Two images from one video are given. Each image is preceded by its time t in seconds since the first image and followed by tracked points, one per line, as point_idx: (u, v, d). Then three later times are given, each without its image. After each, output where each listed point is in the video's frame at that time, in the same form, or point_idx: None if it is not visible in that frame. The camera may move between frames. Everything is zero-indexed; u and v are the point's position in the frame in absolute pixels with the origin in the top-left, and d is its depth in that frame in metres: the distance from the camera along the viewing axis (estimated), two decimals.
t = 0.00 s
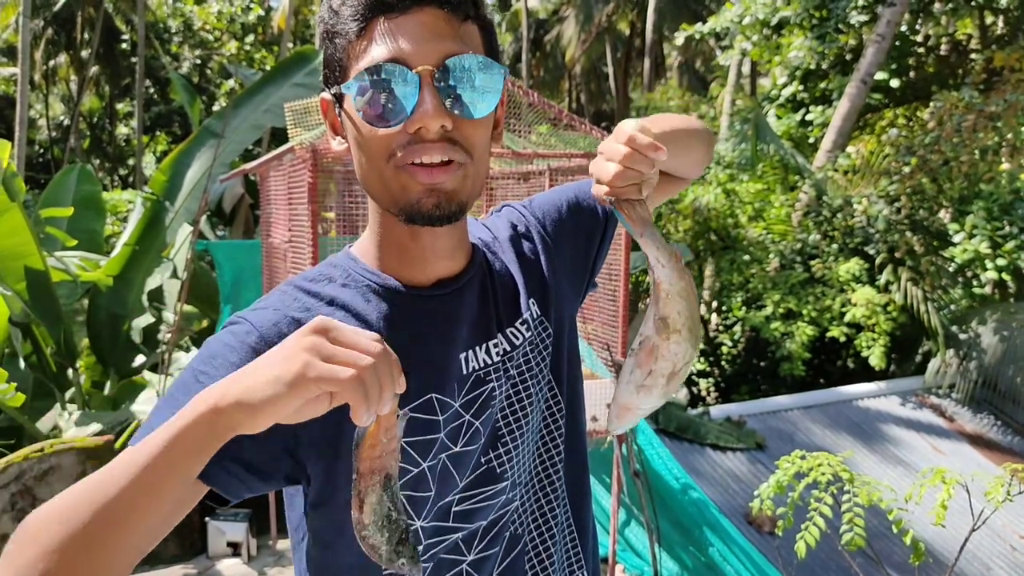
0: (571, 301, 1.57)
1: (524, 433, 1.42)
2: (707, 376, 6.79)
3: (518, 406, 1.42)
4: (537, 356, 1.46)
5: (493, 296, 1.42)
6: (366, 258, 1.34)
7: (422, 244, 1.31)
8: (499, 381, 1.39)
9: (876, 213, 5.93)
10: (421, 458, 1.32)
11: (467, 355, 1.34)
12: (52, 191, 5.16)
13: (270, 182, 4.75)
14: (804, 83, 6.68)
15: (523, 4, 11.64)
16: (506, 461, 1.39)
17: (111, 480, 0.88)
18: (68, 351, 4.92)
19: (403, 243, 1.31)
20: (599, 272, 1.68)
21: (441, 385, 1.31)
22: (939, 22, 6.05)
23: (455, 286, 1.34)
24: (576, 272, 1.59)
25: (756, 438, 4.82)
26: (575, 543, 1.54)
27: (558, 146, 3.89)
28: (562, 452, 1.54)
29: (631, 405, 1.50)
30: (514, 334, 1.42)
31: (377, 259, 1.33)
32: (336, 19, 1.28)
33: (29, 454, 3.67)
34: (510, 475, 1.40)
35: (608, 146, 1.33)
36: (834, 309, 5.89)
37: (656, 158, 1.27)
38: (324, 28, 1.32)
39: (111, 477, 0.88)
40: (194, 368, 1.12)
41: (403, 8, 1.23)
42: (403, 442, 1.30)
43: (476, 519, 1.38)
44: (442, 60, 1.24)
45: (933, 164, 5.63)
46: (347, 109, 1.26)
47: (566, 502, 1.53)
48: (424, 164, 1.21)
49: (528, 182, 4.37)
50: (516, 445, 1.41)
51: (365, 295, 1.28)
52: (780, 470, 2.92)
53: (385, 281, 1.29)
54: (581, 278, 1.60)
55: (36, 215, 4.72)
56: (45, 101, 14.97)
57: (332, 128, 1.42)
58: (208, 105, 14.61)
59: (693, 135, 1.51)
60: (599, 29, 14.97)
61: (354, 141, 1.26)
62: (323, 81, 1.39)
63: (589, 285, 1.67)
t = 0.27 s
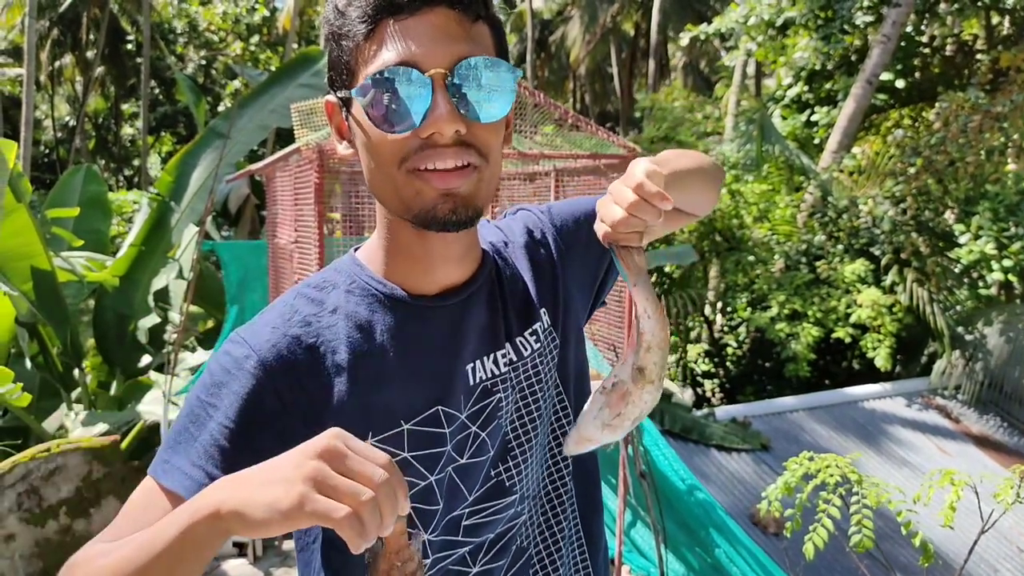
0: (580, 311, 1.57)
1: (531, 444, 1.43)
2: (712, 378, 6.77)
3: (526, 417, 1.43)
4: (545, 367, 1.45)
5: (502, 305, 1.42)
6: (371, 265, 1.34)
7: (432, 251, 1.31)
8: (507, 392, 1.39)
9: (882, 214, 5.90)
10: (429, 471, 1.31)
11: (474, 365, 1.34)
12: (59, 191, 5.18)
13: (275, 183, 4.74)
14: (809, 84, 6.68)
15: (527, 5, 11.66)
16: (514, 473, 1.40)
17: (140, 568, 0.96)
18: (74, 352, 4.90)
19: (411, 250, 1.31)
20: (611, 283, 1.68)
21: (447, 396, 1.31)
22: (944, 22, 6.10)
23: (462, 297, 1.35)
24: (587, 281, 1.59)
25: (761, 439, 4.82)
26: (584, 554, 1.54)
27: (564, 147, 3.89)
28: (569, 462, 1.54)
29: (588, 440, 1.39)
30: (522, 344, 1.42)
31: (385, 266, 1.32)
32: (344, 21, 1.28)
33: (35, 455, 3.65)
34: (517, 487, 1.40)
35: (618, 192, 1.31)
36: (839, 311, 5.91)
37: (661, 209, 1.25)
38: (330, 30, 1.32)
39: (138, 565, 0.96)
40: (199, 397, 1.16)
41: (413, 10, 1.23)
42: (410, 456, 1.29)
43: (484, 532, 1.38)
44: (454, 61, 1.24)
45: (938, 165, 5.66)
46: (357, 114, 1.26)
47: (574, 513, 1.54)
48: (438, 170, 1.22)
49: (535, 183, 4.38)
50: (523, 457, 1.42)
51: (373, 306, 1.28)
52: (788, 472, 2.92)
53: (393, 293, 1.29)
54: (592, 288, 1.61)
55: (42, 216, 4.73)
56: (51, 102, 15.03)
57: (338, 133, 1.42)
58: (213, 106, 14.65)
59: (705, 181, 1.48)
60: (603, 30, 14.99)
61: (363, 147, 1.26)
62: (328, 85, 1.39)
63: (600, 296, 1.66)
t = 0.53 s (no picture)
0: (586, 310, 1.57)
1: (540, 444, 1.43)
2: (715, 379, 6.79)
3: (534, 416, 1.43)
4: (552, 366, 1.45)
5: (508, 303, 1.42)
6: (378, 265, 1.34)
7: (442, 249, 1.31)
8: (514, 392, 1.39)
9: (886, 215, 5.91)
10: (438, 472, 1.31)
11: (482, 365, 1.34)
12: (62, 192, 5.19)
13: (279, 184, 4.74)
14: (813, 85, 6.66)
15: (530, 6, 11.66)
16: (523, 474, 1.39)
17: (125, 564, 0.92)
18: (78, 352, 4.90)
19: (422, 249, 1.31)
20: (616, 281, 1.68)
21: (455, 397, 1.31)
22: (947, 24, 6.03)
23: (469, 294, 1.35)
24: (592, 280, 1.59)
25: (765, 441, 4.81)
26: (596, 557, 1.53)
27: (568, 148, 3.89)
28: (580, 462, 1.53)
29: (634, 406, 1.46)
30: (529, 343, 1.42)
31: (392, 266, 1.32)
32: (356, 17, 1.27)
33: (39, 456, 3.64)
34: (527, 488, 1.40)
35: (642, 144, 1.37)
36: (842, 311, 5.97)
37: (690, 155, 1.32)
38: (340, 27, 1.32)
39: (127, 558, 0.92)
40: (204, 395, 1.16)
41: (428, 5, 1.23)
42: (418, 456, 1.29)
43: (494, 535, 1.37)
44: (470, 55, 1.25)
45: (942, 165, 5.62)
46: (368, 111, 1.26)
47: (586, 514, 1.53)
48: (454, 166, 1.22)
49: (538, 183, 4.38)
50: (532, 457, 1.41)
51: (380, 305, 1.28)
52: (794, 475, 2.91)
53: (400, 292, 1.29)
54: (596, 285, 1.61)
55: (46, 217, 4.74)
56: (54, 104, 15.06)
57: (344, 132, 1.40)
58: (216, 108, 14.67)
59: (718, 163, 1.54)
60: (606, 31, 15.00)
61: (375, 144, 1.26)
62: (336, 82, 1.38)
63: (605, 294, 1.67)
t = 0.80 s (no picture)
0: (591, 319, 1.56)
1: (547, 455, 1.42)
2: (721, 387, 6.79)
3: (540, 427, 1.42)
4: (557, 375, 1.44)
5: (511, 313, 1.42)
6: (379, 276, 1.34)
7: (442, 264, 1.30)
8: (519, 403, 1.38)
9: (893, 223, 5.88)
10: (442, 485, 1.31)
11: (485, 376, 1.34)
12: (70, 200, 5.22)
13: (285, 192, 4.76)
14: (819, 92, 6.64)
15: (535, 14, 11.70)
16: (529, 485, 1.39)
17: None
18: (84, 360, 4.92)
19: (421, 260, 1.30)
20: (622, 287, 1.67)
21: (459, 408, 1.30)
22: (954, 30, 6.10)
23: (472, 306, 1.34)
24: (596, 288, 1.59)
25: (771, 450, 4.78)
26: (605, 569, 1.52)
27: (573, 155, 3.88)
28: (587, 471, 1.52)
29: (713, 380, 1.47)
30: (533, 354, 1.41)
31: (393, 275, 1.32)
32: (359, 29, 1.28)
33: (46, 463, 3.63)
34: (534, 500, 1.39)
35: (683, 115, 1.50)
36: (850, 320, 5.90)
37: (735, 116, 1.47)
38: (344, 37, 1.32)
39: None
40: (207, 412, 1.16)
41: (430, 20, 1.23)
42: (423, 469, 1.28)
43: (501, 547, 1.36)
44: (471, 73, 1.25)
45: (949, 173, 5.63)
46: (369, 122, 1.26)
47: (593, 525, 1.52)
48: (452, 182, 1.21)
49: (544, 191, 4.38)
50: (539, 469, 1.40)
51: (382, 317, 1.27)
52: (803, 485, 2.89)
53: (402, 304, 1.28)
54: (601, 292, 1.60)
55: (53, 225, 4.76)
56: (62, 112, 15.15)
57: (347, 140, 1.41)
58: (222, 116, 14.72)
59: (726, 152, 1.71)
60: (611, 39, 15.05)
61: (375, 155, 1.26)
62: (339, 91, 1.38)
63: (610, 301, 1.65)
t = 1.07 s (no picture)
0: (590, 331, 1.55)
1: (546, 469, 1.41)
2: (720, 397, 6.80)
3: (538, 441, 1.41)
4: (556, 388, 1.43)
5: (508, 326, 1.41)
6: (375, 291, 1.33)
7: (439, 279, 1.29)
8: (517, 418, 1.37)
9: (890, 231, 5.88)
10: (440, 501, 1.29)
11: (483, 391, 1.33)
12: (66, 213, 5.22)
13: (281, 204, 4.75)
14: (814, 102, 6.58)
15: (531, 25, 11.76)
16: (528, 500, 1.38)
17: None
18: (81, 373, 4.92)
19: (418, 276, 1.30)
20: (622, 299, 1.66)
21: (456, 424, 1.29)
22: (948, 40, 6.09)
23: (468, 321, 1.34)
24: (597, 300, 1.58)
25: (770, 459, 4.75)
26: None
27: (569, 166, 3.88)
28: (587, 484, 1.52)
29: (698, 391, 1.56)
30: (530, 368, 1.40)
31: (388, 292, 1.31)
32: (353, 43, 1.26)
33: (41, 477, 3.62)
34: (533, 515, 1.38)
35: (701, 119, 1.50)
36: (848, 328, 5.87)
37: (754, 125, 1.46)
38: (336, 52, 1.30)
39: None
40: (205, 432, 1.15)
41: (426, 34, 1.23)
42: (420, 485, 1.26)
43: (501, 563, 1.36)
44: (468, 86, 1.25)
45: (945, 182, 5.65)
46: (366, 137, 1.26)
47: (593, 538, 1.51)
48: (451, 195, 1.22)
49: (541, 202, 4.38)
50: (538, 484, 1.40)
51: (379, 334, 1.26)
52: (802, 497, 2.87)
53: (397, 319, 1.27)
54: (601, 304, 1.59)
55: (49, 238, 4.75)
56: (59, 124, 15.19)
57: (341, 155, 1.40)
58: (219, 127, 14.76)
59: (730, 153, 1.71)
60: (608, 49, 15.12)
61: (372, 171, 1.26)
62: (332, 105, 1.36)
63: (611, 313, 1.65)
